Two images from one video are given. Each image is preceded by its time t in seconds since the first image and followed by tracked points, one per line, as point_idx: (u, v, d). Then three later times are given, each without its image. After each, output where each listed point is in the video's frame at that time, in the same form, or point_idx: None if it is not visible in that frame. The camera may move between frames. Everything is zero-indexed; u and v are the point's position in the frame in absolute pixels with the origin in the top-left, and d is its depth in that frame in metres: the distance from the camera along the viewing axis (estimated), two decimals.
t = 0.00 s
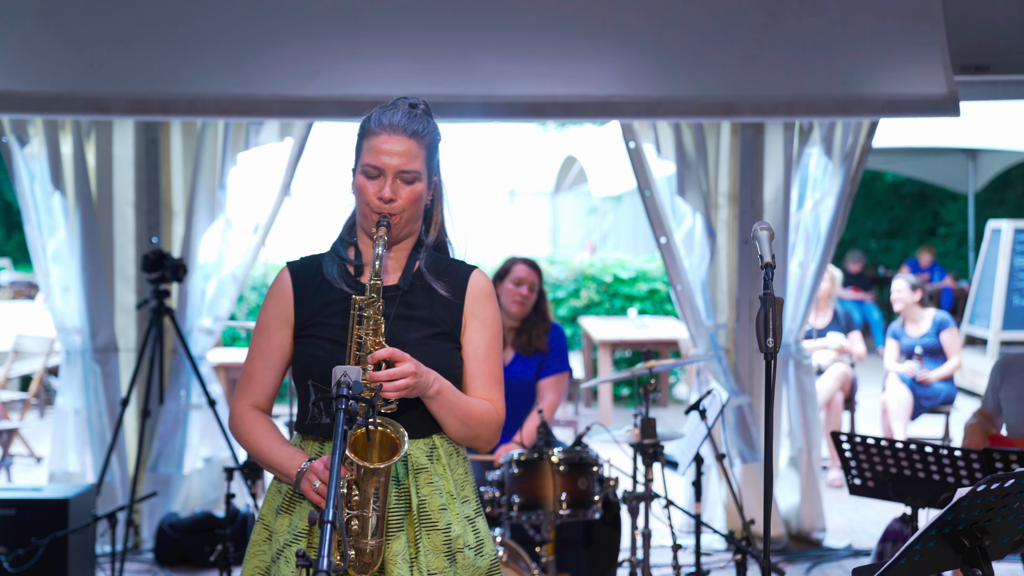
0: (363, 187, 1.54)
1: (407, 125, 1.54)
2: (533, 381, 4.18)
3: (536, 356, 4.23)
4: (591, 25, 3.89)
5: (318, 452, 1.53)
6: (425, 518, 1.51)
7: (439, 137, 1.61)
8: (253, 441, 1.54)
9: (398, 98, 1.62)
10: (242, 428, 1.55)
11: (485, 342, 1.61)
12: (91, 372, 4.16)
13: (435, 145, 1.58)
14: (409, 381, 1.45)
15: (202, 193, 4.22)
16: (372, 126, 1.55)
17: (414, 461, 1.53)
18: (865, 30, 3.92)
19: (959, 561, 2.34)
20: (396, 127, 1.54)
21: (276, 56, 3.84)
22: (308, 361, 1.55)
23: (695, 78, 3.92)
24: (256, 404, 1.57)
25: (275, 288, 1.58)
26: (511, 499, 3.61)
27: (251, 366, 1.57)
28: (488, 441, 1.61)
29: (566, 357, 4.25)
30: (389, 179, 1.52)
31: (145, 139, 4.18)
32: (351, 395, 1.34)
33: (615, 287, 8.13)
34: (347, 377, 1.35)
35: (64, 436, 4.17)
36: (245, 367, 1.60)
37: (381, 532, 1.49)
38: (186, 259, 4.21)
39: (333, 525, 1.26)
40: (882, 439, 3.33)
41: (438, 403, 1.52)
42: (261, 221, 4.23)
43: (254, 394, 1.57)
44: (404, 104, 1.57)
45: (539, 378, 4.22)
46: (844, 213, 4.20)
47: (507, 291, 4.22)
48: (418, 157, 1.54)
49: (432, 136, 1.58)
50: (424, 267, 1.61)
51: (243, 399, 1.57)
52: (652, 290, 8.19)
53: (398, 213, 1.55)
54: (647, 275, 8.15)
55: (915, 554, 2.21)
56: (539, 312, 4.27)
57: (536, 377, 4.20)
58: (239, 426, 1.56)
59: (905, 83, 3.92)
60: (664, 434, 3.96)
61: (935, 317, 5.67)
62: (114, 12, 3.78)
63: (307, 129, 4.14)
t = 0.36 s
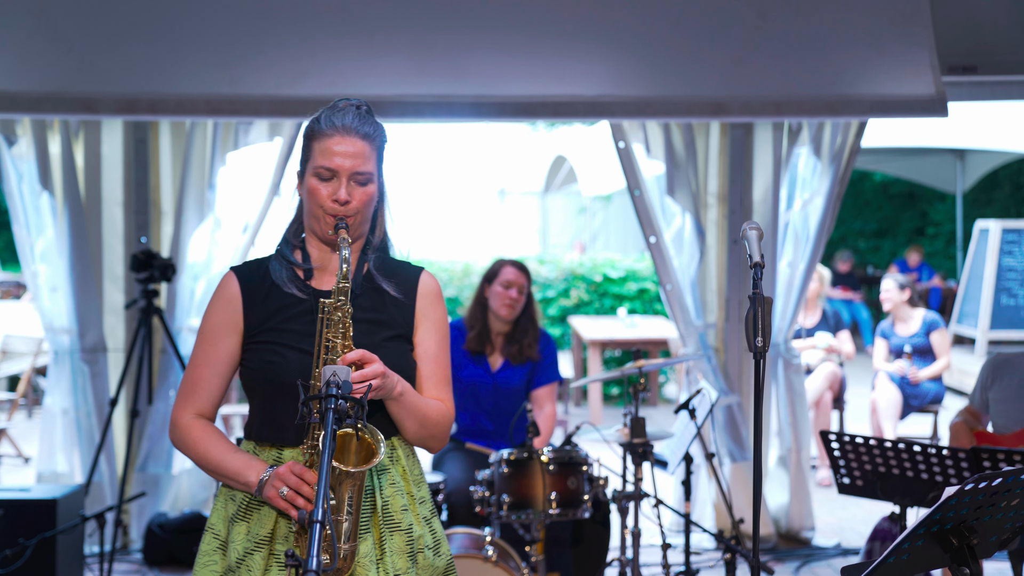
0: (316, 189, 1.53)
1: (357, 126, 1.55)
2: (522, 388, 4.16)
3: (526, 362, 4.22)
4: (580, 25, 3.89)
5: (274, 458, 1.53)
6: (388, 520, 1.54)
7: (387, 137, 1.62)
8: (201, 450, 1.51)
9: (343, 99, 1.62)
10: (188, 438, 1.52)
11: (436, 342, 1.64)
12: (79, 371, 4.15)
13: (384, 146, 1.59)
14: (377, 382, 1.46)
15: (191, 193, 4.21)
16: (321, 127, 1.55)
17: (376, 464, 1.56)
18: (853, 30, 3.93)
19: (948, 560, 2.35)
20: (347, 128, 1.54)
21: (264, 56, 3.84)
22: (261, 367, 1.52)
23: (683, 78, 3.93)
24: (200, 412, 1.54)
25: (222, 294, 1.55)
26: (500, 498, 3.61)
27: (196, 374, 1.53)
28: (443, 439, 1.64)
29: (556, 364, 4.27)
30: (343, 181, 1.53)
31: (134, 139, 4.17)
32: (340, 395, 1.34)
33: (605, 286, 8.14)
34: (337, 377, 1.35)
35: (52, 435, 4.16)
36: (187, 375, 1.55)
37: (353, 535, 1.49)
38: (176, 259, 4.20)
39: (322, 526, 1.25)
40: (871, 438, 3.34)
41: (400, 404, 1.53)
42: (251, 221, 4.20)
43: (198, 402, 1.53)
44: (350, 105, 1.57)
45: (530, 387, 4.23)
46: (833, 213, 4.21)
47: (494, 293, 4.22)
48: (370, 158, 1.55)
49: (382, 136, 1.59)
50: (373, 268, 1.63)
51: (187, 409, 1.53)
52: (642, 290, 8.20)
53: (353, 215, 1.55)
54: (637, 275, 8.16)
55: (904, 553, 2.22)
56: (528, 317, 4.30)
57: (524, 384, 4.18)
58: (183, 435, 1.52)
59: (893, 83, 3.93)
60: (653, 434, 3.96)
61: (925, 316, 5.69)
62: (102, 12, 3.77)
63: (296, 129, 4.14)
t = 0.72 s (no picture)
0: (273, 188, 1.56)
1: (311, 125, 1.59)
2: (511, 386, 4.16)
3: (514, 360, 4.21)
4: (569, 25, 3.89)
5: (237, 458, 1.54)
6: (353, 520, 1.55)
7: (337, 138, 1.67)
8: (157, 454, 1.50)
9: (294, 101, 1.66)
10: (142, 442, 1.50)
11: (392, 340, 1.67)
12: (67, 373, 4.14)
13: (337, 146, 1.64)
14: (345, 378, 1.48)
15: (179, 194, 4.21)
16: (274, 127, 1.58)
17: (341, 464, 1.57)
18: (841, 31, 3.93)
19: (936, 559, 2.36)
20: (302, 128, 1.58)
21: (252, 56, 3.82)
22: (223, 365, 1.53)
23: (671, 78, 3.93)
24: (154, 416, 1.52)
25: (175, 295, 1.54)
26: (490, 497, 3.60)
27: (150, 377, 1.51)
28: (399, 437, 1.66)
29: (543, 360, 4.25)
30: (299, 179, 1.56)
31: (122, 140, 4.17)
32: (328, 395, 1.35)
33: (593, 286, 8.15)
34: (325, 377, 1.36)
35: (39, 437, 4.15)
36: (137, 378, 1.53)
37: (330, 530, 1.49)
38: (163, 260, 4.19)
39: (310, 526, 1.27)
40: (860, 437, 3.34)
41: (363, 400, 1.55)
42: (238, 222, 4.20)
43: (152, 406, 1.52)
44: (301, 106, 1.62)
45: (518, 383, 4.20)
46: (821, 213, 4.22)
47: (484, 294, 4.21)
48: (325, 157, 1.59)
49: (335, 136, 1.64)
50: (326, 267, 1.66)
51: (140, 413, 1.51)
52: (631, 289, 8.20)
53: (310, 212, 1.58)
54: (626, 274, 8.16)
55: (893, 550, 2.23)
56: (517, 318, 4.29)
57: (513, 381, 4.18)
58: (136, 440, 1.50)
59: (881, 83, 3.93)
60: (642, 433, 3.96)
61: (913, 315, 5.71)
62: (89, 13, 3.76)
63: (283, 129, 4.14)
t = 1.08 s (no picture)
0: (253, 189, 1.57)
1: (289, 127, 1.60)
2: (507, 378, 4.19)
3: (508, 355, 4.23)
4: (558, 22, 3.90)
5: (218, 459, 1.55)
6: (334, 521, 1.55)
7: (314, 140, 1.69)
8: (133, 456, 1.49)
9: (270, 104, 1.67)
10: (118, 443, 1.48)
11: (367, 344, 1.69)
12: (55, 369, 4.13)
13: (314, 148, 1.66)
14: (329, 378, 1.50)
15: (168, 190, 4.20)
16: (252, 128, 1.59)
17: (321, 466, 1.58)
18: (829, 29, 3.95)
19: (924, 554, 2.36)
20: (280, 129, 1.60)
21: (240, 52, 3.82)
22: (203, 366, 1.53)
23: (661, 75, 3.93)
24: (129, 418, 1.51)
25: (152, 295, 1.54)
26: (479, 495, 3.60)
27: (126, 378, 1.50)
28: (373, 440, 1.68)
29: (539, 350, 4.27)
30: (279, 180, 1.57)
31: (110, 134, 4.16)
32: (319, 392, 1.36)
33: (583, 283, 8.15)
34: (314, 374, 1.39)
35: (28, 433, 4.14)
36: (111, 379, 1.52)
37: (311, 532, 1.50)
38: (152, 256, 4.18)
39: (299, 522, 1.27)
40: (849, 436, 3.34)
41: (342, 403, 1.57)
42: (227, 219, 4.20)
43: (127, 407, 1.50)
44: (278, 109, 1.63)
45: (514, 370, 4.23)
46: (810, 211, 4.23)
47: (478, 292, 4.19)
48: (304, 159, 1.61)
49: (312, 139, 1.65)
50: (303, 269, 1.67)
51: (114, 415, 1.50)
52: (621, 287, 8.22)
53: (290, 214, 1.59)
54: (615, 272, 8.17)
55: (880, 548, 2.24)
56: (511, 314, 4.29)
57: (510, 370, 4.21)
58: (111, 442, 1.49)
59: (871, 81, 3.94)
60: (632, 431, 3.97)
61: (902, 314, 5.73)
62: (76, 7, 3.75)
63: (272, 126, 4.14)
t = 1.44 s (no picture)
0: (251, 180, 1.55)
1: (286, 117, 1.58)
2: (496, 378, 4.16)
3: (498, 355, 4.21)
4: (552, 14, 3.88)
5: (221, 450, 1.54)
6: (339, 513, 1.54)
7: (315, 129, 1.66)
8: (140, 448, 1.49)
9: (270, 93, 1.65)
10: (125, 435, 1.49)
11: (377, 334, 1.66)
12: (48, 362, 4.13)
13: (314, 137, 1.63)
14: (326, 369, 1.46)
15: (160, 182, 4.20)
16: (250, 120, 1.57)
17: (326, 458, 1.56)
18: (823, 21, 3.94)
19: (915, 547, 2.35)
20: (278, 119, 1.57)
21: (233, 44, 3.80)
22: (205, 358, 1.53)
23: (656, 68, 3.92)
24: (137, 410, 1.51)
25: (157, 289, 1.54)
26: (473, 489, 3.60)
27: (132, 370, 1.50)
28: (386, 430, 1.64)
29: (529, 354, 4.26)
30: (277, 171, 1.55)
31: (102, 126, 4.16)
32: (312, 385, 1.35)
33: (577, 277, 8.15)
34: (306, 367, 1.36)
35: (21, 426, 4.14)
36: (120, 373, 1.52)
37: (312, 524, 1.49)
38: (144, 249, 4.17)
39: (293, 515, 1.28)
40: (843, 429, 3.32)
41: (346, 393, 1.54)
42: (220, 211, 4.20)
43: (135, 400, 1.51)
44: (277, 98, 1.61)
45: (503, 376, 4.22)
46: (803, 204, 4.23)
47: (467, 284, 4.18)
48: (303, 149, 1.58)
49: (312, 129, 1.63)
50: (309, 261, 1.65)
51: (123, 407, 1.50)
52: (614, 280, 8.23)
53: (289, 205, 1.57)
54: (609, 265, 8.18)
55: (874, 540, 2.23)
56: (502, 308, 4.29)
57: (498, 373, 4.19)
58: (118, 434, 1.49)
59: (865, 74, 3.93)
60: (626, 424, 3.98)
61: (895, 307, 5.74)
62: None
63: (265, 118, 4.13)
